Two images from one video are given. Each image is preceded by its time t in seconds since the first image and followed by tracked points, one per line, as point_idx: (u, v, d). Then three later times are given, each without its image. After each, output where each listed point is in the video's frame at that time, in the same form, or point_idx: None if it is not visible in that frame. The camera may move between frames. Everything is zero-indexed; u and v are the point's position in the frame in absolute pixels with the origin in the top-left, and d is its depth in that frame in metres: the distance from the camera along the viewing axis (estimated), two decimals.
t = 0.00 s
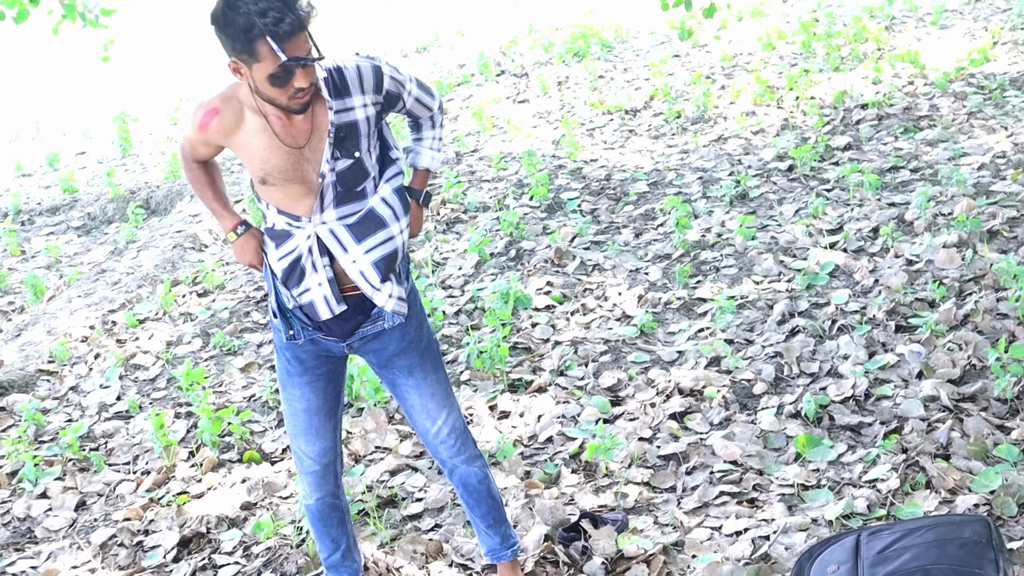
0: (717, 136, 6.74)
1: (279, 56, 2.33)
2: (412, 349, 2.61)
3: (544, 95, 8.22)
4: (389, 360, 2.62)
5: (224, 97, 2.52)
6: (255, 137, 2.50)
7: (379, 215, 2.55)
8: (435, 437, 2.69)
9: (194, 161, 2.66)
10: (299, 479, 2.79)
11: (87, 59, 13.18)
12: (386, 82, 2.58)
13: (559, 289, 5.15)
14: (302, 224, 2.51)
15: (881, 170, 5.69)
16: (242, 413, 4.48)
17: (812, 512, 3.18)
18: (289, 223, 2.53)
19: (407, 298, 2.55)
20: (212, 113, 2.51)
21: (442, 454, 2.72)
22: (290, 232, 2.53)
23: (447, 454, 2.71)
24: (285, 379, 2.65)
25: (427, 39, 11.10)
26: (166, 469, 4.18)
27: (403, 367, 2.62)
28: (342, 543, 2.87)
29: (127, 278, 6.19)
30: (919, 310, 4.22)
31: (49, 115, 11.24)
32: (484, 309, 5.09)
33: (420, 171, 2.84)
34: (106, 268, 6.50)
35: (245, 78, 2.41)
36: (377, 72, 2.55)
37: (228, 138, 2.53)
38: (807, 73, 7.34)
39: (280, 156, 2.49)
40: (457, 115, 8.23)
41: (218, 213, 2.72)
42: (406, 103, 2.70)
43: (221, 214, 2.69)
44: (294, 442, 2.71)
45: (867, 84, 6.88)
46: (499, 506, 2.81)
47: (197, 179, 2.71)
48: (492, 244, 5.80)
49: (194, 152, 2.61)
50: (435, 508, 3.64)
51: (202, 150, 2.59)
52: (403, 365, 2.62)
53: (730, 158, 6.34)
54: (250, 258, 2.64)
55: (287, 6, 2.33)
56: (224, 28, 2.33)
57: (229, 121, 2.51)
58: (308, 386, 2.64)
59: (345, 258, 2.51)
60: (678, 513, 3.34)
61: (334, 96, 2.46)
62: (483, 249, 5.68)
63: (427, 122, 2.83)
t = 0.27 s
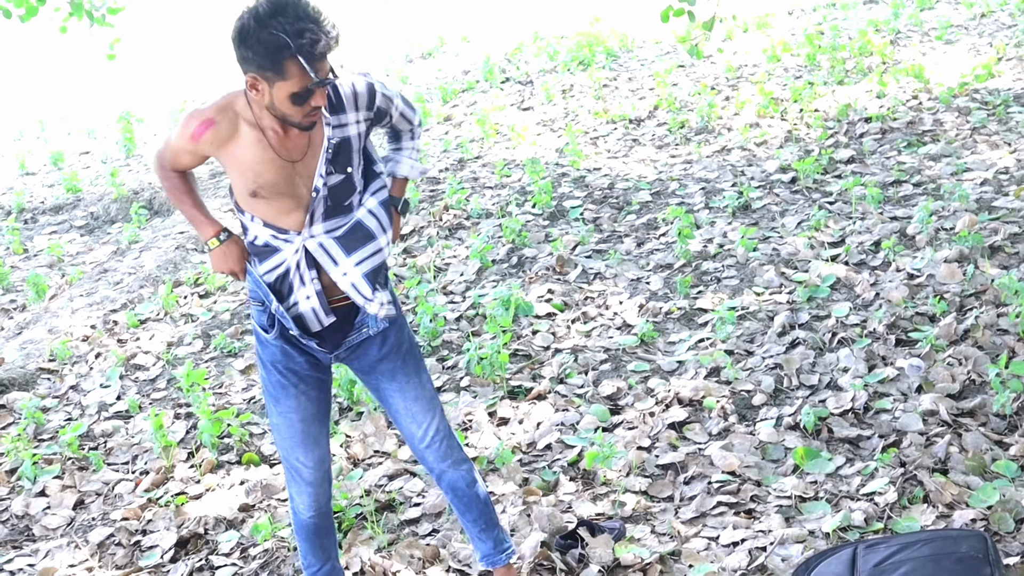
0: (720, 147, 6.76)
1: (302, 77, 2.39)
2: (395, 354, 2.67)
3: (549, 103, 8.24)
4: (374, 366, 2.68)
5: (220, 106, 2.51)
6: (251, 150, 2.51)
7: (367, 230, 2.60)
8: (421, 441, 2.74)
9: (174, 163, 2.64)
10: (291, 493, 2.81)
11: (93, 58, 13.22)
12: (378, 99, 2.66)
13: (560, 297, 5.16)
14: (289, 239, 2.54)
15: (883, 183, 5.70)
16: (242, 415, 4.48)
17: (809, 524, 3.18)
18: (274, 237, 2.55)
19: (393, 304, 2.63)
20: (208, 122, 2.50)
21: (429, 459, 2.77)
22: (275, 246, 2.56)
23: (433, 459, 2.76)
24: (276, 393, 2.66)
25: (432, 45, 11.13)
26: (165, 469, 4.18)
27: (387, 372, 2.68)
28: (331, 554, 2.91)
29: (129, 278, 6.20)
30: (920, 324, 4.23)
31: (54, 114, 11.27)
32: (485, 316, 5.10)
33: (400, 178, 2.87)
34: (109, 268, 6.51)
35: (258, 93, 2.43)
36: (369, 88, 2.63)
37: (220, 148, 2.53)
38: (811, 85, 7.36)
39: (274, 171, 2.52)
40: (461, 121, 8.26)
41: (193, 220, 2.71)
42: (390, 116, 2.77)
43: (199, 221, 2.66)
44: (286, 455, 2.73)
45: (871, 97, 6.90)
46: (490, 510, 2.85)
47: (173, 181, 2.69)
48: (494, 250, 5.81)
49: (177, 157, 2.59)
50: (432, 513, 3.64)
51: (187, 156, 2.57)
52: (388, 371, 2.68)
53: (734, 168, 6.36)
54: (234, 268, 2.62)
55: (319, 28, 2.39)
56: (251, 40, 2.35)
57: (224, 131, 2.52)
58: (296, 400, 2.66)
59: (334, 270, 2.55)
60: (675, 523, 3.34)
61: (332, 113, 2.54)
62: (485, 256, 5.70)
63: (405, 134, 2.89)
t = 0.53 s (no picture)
0: (725, 159, 6.78)
1: (299, 92, 2.50)
2: (370, 346, 2.78)
3: (555, 112, 8.27)
4: (351, 360, 2.78)
5: (203, 116, 2.57)
6: (236, 159, 2.60)
7: (347, 228, 2.73)
8: (398, 435, 2.83)
9: (144, 173, 2.65)
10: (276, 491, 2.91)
11: (102, 58, 13.27)
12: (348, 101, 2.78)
13: (562, 306, 5.18)
14: (272, 241, 2.65)
15: (887, 200, 5.72)
16: (241, 417, 4.49)
17: (805, 538, 3.18)
18: (256, 239, 2.65)
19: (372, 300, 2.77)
20: (191, 133, 2.55)
21: (407, 453, 2.85)
22: (257, 247, 2.66)
23: (410, 452, 2.85)
24: (260, 393, 2.75)
25: (440, 52, 11.17)
26: (163, 470, 4.19)
27: (364, 364, 2.78)
28: (319, 554, 3.02)
29: (132, 278, 6.22)
30: (920, 341, 4.23)
31: (61, 112, 11.32)
32: (486, 324, 5.12)
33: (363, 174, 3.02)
34: (112, 267, 6.53)
35: (251, 105, 2.53)
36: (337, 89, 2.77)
37: (203, 158, 2.59)
38: (817, 100, 7.38)
39: (259, 179, 2.62)
40: (466, 128, 8.29)
41: (164, 231, 2.73)
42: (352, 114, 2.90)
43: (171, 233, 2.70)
44: (271, 454, 2.82)
45: (877, 113, 6.92)
46: (465, 505, 2.92)
47: (138, 192, 2.69)
48: (497, 258, 5.82)
49: (151, 167, 2.62)
50: (429, 519, 3.64)
51: (162, 166, 2.60)
52: (364, 364, 2.78)
53: (738, 182, 6.38)
54: (213, 273, 2.68)
55: (317, 46, 2.50)
56: (252, 55, 2.43)
57: (208, 141, 2.58)
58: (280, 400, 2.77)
59: (319, 269, 2.69)
60: (671, 534, 3.34)
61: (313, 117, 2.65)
62: (488, 263, 5.71)
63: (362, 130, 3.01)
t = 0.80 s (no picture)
0: (730, 172, 6.80)
1: (324, 88, 2.55)
2: (392, 341, 2.85)
3: (561, 121, 8.30)
4: (372, 354, 2.84)
5: (230, 109, 2.61)
6: (261, 152, 2.63)
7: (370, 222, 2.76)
8: (413, 429, 2.91)
9: (172, 165, 2.68)
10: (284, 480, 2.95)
11: (111, 57, 13.34)
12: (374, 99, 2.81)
13: (564, 314, 5.19)
14: (296, 234, 2.69)
15: (891, 216, 5.73)
16: (241, 417, 4.50)
17: (800, 551, 3.19)
18: (280, 231, 2.69)
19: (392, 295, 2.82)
20: (217, 124, 2.59)
21: (419, 445, 2.94)
22: (281, 239, 2.69)
23: (422, 446, 2.93)
24: (279, 384, 2.81)
25: (448, 58, 11.21)
26: (162, 467, 4.20)
27: (384, 359, 2.85)
28: (319, 546, 3.05)
29: (135, 276, 6.24)
30: (920, 357, 4.24)
31: (69, 109, 11.37)
32: (488, 330, 5.13)
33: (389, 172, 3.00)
34: (116, 265, 6.56)
35: (277, 98, 2.57)
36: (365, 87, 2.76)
37: (228, 150, 2.63)
38: (823, 115, 7.40)
39: (283, 172, 2.66)
40: (473, 134, 8.32)
41: (191, 222, 2.75)
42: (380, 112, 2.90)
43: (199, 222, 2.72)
44: (284, 444, 2.88)
45: (883, 130, 6.94)
46: (461, 498, 3.07)
47: (166, 183, 2.73)
48: (500, 265, 5.84)
49: (178, 158, 2.65)
50: (426, 523, 3.65)
51: (189, 157, 2.64)
52: (384, 359, 2.85)
53: (742, 195, 6.39)
54: (239, 263, 2.72)
55: (344, 44, 2.55)
56: (279, 49, 2.49)
57: (234, 134, 2.62)
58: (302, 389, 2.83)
59: (341, 263, 2.73)
60: (667, 544, 3.35)
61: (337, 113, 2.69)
62: (491, 270, 5.73)
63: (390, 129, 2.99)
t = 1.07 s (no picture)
0: (739, 180, 6.80)
1: (403, 80, 2.60)
2: (443, 334, 2.91)
3: (572, 123, 8.31)
4: (421, 345, 2.90)
5: (307, 93, 2.63)
6: (335, 137, 2.65)
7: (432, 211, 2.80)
8: (438, 420, 2.99)
9: (245, 147, 2.70)
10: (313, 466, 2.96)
11: (125, 46, 13.39)
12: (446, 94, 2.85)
13: (568, 316, 5.20)
14: (362, 220, 2.73)
15: (899, 228, 5.73)
16: (244, 408, 4.52)
17: (797, 560, 3.19)
18: (345, 216, 2.72)
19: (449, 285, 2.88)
20: (293, 107, 2.61)
21: (433, 434, 3.01)
22: (346, 224, 2.73)
23: (440, 439, 3.01)
24: (330, 365, 2.83)
25: (461, 57, 11.23)
26: (164, 456, 4.22)
27: (433, 351, 2.91)
28: (331, 538, 3.06)
29: (143, 265, 6.27)
30: (924, 370, 4.24)
31: (81, 96, 11.42)
32: (492, 329, 5.15)
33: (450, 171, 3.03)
34: (124, 253, 6.59)
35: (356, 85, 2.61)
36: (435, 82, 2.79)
37: (302, 133, 2.65)
38: (835, 125, 7.40)
39: (355, 158, 2.68)
40: (483, 134, 8.33)
41: (258, 202, 2.77)
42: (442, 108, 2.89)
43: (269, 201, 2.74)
44: (323, 427, 2.89)
45: (894, 142, 6.94)
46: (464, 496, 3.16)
47: (236, 163, 2.74)
48: (506, 265, 5.86)
49: (251, 139, 2.66)
50: (425, 520, 3.66)
51: (262, 139, 2.65)
52: (432, 350, 2.91)
53: (751, 202, 6.39)
54: (303, 245, 2.72)
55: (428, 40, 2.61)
56: (365, 38, 2.55)
57: (309, 118, 2.64)
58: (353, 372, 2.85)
59: (403, 250, 2.77)
60: (664, 548, 3.36)
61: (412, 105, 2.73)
62: (497, 270, 5.74)
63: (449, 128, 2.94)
